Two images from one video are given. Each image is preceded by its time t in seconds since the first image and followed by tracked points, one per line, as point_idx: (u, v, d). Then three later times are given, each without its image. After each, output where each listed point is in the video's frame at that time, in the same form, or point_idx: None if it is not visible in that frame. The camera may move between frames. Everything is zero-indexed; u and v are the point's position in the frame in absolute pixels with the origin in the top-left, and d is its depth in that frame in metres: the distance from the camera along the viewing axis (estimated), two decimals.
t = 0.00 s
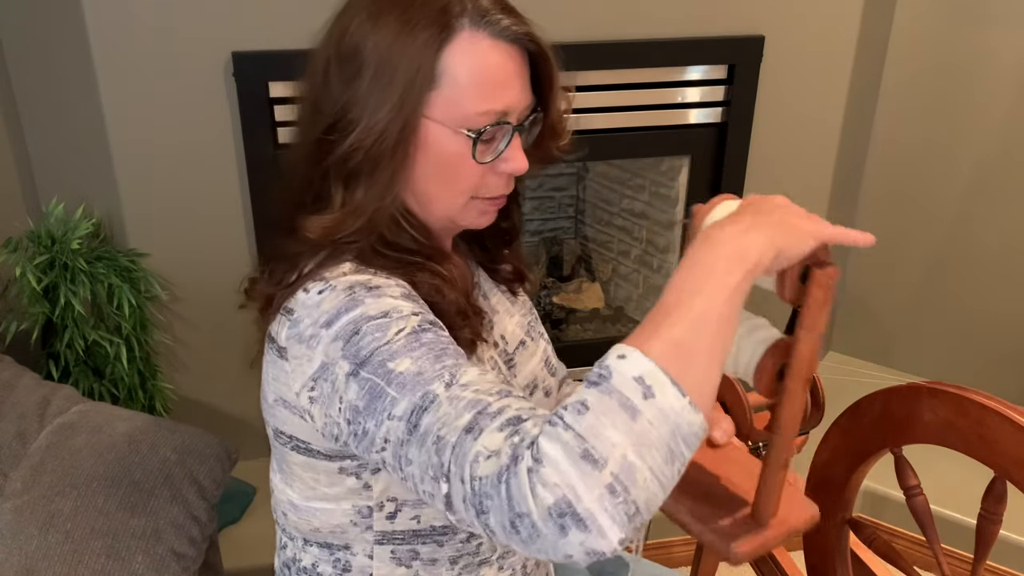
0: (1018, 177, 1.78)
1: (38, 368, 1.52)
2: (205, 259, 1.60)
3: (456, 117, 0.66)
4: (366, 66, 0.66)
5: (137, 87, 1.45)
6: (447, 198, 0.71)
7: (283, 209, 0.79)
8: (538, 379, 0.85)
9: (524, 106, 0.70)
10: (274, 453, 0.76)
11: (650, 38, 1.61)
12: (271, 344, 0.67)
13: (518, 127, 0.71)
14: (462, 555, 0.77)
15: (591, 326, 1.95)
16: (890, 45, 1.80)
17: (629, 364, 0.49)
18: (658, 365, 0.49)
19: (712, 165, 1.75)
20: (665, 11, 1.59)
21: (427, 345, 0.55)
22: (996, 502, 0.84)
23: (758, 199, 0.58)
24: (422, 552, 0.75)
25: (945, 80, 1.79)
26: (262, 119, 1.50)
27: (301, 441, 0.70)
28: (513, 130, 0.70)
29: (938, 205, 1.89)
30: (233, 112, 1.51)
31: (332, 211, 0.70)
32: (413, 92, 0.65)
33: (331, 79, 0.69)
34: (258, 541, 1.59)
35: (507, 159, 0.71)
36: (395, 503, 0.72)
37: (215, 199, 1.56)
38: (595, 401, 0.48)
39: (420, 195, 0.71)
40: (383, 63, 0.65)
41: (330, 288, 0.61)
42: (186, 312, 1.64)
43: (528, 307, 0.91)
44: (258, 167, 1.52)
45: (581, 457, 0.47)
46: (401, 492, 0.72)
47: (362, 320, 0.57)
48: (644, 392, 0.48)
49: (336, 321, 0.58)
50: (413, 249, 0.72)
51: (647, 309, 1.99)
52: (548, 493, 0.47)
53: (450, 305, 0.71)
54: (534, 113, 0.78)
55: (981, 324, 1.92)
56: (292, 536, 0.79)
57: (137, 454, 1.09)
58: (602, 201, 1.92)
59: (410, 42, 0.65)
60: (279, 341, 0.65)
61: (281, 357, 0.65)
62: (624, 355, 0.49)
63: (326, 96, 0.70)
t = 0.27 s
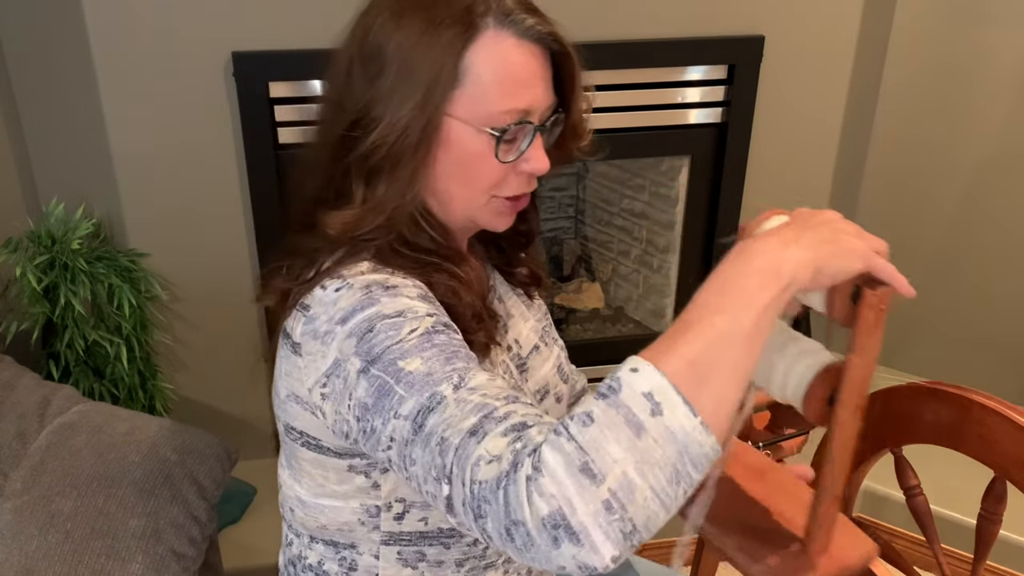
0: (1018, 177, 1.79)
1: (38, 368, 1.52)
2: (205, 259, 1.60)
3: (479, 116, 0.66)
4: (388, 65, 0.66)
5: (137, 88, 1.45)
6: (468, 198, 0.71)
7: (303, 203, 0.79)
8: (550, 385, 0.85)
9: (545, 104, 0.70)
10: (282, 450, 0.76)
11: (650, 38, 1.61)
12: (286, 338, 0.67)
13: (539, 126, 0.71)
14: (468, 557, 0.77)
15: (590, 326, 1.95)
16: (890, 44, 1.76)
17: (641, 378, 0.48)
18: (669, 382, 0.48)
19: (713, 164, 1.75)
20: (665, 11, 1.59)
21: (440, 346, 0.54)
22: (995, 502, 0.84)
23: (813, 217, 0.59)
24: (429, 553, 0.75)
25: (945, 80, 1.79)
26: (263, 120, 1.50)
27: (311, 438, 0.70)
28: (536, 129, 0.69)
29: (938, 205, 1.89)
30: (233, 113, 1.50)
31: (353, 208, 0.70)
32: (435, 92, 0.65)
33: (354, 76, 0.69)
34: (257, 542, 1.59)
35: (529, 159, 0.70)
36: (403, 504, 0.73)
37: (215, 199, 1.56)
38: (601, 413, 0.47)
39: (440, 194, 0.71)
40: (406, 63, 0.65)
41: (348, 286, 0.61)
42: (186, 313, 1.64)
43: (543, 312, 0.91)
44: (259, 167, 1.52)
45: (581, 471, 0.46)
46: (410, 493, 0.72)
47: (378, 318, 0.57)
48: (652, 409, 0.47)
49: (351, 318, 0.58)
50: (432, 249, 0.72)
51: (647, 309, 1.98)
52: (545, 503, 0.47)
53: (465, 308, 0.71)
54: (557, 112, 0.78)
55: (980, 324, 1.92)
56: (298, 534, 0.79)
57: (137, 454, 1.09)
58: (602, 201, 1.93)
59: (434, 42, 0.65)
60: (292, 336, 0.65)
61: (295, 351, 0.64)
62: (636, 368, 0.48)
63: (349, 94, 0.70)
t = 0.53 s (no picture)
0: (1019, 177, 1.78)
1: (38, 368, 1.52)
2: (205, 259, 1.60)
3: (536, 131, 0.61)
4: (449, 74, 0.60)
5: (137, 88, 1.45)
6: (517, 214, 0.65)
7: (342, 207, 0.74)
8: (568, 394, 0.81)
9: (603, 120, 0.65)
10: (301, 448, 0.71)
11: (650, 38, 1.61)
12: (316, 338, 0.59)
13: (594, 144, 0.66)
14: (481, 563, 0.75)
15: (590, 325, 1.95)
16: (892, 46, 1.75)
17: (705, 457, 0.42)
18: (734, 469, 0.42)
19: (713, 163, 1.75)
20: (664, 11, 1.59)
21: (484, 371, 0.48)
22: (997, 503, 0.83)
23: (959, 317, 0.51)
24: (442, 559, 0.72)
25: (946, 80, 1.79)
26: (263, 124, 1.49)
27: (338, 442, 0.65)
28: (590, 147, 0.64)
29: (938, 205, 1.89)
30: (233, 114, 1.50)
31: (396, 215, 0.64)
32: (495, 102, 0.59)
33: (412, 80, 0.63)
34: (258, 541, 1.59)
35: (578, 177, 0.65)
36: (424, 512, 0.69)
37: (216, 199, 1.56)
38: (655, 479, 0.42)
39: (487, 207, 0.65)
40: (469, 73, 0.59)
41: (388, 293, 0.55)
42: (187, 313, 1.64)
43: (559, 322, 0.87)
44: (259, 167, 1.52)
45: (618, 533, 0.42)
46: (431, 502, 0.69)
47: (419, 332, 0.50)
48: (708, 492, 0.41)
49: (390, 327, 0.52)
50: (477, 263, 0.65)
51: (646, 309, 1.97)
52: (575, 554, 0.42)
53: (504, 324, 0.65)
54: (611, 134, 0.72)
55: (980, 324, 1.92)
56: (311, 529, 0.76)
57: (137, 454, 1.09)
58: (602, 201, 1.91)
59: (503, 54, 0.59)
60: (322, 336, 0.58)
61: (326, 354, 0.57)
62: (702, 446, 0.42)
63: (404, 98, 0.64)
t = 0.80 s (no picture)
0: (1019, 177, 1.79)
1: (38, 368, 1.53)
2: (205, 259, 1.60)
3: (627, 153, 0.55)
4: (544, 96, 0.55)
5: (138, 89, 1.46)
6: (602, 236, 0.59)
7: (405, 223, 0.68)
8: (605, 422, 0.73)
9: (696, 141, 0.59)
10: (347, 444, 0.65)
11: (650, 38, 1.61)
12: (390, 345, 0.57)
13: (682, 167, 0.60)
14: None
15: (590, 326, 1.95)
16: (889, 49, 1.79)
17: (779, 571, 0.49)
18: None
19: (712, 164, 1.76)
20: (664, 10, 1.59)
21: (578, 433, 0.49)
22: (995, 502, 0.84)
23: None
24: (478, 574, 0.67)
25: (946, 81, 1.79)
26: (263, 127, 1.50)
27: (402, 455, 0.59)
28: (679, 169, 0.59)
29: (937, 205, 1.89)
30: (233, 115, 1.50)
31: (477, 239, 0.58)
32: (593, 124, 0.54)
33: (503, 97, 0.57)
34: (258, 541, 1.59)
35: (664, 203, 0.60)
36: (474, 528, 0.64)
37: (216, 199, 1.56)
38: None
39: (572, 230, 0.58)
40: (567, 94, 0.54)
41: (481, 322, 0.52)
42: (186, 313, 1.64)
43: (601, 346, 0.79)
44: (260, 168, 1.52)
45: None
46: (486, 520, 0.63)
47: (519, 381, 0.50)
48: None
49: (486, 364, 0.51)
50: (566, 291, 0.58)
51: (647, 309, 1.97)
52: None
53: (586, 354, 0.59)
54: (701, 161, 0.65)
55: (981, 324, 1.92)
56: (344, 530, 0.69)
57: (138, 455, 1.08)
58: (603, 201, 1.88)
59: (602, 74, 0.54)
60: (404, 348, 0.56)
61: (404, 368, 0.56)
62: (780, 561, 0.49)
63: (494, 116, 0.57)
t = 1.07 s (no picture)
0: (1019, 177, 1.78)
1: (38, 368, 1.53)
2: (206, 259, 1.60)
3: (743, 195, 0.54)
4: (666, 138, 0.53)
5: (138, 89, 1.46)
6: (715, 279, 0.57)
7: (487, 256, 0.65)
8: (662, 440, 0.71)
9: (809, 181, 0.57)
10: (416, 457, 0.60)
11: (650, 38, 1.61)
12: (496, 377, 0.53)
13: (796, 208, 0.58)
14: None
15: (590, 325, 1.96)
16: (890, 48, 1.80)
17: None
18: None
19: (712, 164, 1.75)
20: (663, 9, 1.59)
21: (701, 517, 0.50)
22: (995, 502, 0.84)
23: None
24: None
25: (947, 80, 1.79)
26: (264, 128, 1.50)
27: (491, 484, 0.55)
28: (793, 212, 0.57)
29: (938, 205, 1.89)
30: (233, 115, 1.50)
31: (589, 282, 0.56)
32: (713, 167, 0.52)
33: (620, 137, 0.55)
34: (258, 541, 1.59)
35: (775, 247, 0.58)
36: (539, 559, 0.60)
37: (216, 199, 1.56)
38: None
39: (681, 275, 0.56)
40: (692, 137, 0.52)
41: (611, 377, 0.51)
42: (187, 313, 1.64)
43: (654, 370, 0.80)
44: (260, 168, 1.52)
45: None
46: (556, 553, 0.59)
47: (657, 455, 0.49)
48: None
49: (621, 432, 0.49)
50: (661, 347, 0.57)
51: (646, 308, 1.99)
52: None
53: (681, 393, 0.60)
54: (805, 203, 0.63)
55: (981, 324, 1.92)
56: (393, 533, 0.64)
57: (138, 454, 1.08)
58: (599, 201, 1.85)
59: (726, 117, 0.52)
60: (515, 385, 0.52)
61: (512, 406, 0.52)
62: None
63: (609, 156, 0.55)
